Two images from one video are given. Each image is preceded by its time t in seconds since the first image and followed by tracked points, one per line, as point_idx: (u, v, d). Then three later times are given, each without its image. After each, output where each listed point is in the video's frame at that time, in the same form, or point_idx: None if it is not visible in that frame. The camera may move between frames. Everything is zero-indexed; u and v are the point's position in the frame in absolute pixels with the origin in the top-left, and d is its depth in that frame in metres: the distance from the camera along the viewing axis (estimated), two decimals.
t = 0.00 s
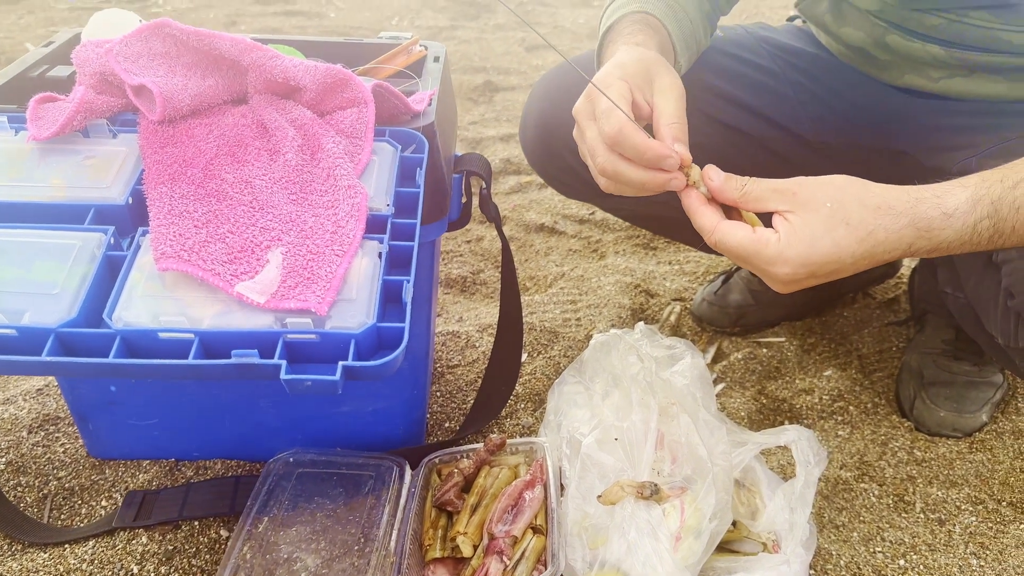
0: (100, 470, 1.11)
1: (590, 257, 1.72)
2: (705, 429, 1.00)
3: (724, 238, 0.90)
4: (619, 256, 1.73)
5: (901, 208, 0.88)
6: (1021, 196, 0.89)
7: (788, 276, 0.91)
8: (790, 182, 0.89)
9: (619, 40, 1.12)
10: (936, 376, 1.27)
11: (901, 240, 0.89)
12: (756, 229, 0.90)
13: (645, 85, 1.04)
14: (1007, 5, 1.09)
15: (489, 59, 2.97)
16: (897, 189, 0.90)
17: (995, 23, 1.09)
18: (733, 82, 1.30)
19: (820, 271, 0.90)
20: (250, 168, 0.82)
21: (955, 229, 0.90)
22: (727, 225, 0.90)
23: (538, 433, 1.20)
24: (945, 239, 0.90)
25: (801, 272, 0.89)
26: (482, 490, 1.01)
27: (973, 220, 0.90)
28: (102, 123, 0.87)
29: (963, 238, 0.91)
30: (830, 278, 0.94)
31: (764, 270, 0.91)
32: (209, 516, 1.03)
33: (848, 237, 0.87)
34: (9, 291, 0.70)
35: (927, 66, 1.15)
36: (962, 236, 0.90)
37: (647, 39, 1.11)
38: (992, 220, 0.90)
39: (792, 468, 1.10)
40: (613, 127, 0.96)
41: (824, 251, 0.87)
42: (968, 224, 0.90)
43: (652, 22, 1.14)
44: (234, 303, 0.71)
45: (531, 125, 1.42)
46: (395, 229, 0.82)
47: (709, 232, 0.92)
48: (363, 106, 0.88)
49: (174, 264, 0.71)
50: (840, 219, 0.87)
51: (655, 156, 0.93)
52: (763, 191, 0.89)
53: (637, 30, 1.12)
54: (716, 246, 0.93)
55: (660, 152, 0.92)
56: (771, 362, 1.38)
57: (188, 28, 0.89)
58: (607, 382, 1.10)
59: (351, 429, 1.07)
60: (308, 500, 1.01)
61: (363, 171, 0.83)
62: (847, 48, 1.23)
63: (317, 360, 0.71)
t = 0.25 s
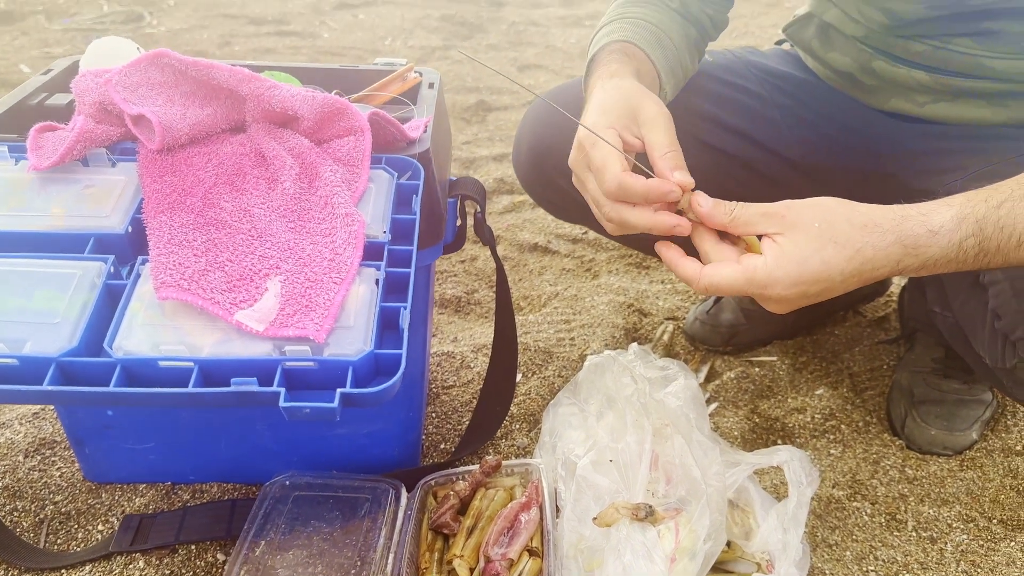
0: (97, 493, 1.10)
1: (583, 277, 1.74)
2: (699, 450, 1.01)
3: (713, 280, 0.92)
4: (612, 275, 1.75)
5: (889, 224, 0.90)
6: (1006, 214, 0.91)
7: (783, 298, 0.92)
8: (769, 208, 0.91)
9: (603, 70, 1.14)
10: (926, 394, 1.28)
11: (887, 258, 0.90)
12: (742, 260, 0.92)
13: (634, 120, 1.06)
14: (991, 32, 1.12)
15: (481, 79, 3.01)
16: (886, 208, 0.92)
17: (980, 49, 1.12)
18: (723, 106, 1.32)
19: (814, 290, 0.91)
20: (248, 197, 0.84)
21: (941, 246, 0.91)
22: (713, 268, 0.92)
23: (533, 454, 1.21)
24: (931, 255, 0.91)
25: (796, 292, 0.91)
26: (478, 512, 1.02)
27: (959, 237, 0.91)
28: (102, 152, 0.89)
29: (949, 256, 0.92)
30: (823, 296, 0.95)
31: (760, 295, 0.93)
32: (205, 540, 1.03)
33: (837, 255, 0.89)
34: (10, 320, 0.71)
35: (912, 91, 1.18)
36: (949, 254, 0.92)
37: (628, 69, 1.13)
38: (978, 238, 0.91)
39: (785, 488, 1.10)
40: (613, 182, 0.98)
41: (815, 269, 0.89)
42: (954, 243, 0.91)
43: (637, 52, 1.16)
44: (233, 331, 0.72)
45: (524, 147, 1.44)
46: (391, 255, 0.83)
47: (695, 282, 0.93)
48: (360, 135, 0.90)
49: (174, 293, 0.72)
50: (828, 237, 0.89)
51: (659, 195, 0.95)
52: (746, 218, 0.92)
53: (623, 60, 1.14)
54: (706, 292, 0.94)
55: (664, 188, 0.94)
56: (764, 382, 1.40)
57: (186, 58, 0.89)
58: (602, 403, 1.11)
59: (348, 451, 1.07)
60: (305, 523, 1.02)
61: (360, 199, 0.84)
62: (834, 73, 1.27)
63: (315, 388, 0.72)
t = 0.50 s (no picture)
0: (86, 530, 1.12)
1: (569, 304, 1.77)
2: (676, 484, 1.05)
3: (693, 314, 0.94)
4: (597, 302, 1.78)
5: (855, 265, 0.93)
6: (972, 254, 0.92)
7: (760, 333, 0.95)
8: (749, 253, 0.93)
9: (574, 111, 1.19)
10: (902, 423, 1.31)
11: (856, 296, 0.93)
12: (721, 296, 0.94)
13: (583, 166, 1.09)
14: (957, 76, 1.15)
15: (470, 102, 3.03)
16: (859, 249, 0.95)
17: (947, 92, 1.16)
18: (702, 144, 1.36)
19: (790, 327, 0.94)
20: (232, 246, 0.87)
21: (912, 285, 0.93)
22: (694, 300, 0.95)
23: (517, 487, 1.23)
24: (898, 294, 0.94)
25: (773, 328, 0.93)
26: (461, 548, 1.03)
27: (926, 275, 0.93)
28: (91, 201, 0.91)
29: (915, 294, 0.93)
30: (799, 333, 0.98)
31: (738, 331, 0.95)
32: None
33: (814, 294, 0.92)
34: None
35: (884, 131, 1.23)
36: (916, 293, 0.93)
37: (595, 110, 1.17)
38: (945, 277, 0.93)
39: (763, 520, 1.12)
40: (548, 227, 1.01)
41: (792, 308, 0.92)
42: (922, 282, 0.93)
43: (606, 93, 1.21)
44: (216, 381, 0.74)
45: (507, 180, 1.48)
46: (371, 301, 0.86)
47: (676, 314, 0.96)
48: (342, 182, 0.93)
49: (159, 344, 0.74)
50: (807, 278, 0.92)
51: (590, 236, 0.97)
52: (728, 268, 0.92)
53: (594, 100, 1.19)
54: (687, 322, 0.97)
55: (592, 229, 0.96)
56: (744, 410, 1.42)
57: (171, 109, 0.92)
58: (583, 437, 1.13)
59: (334, 486, 1.08)
60: (290, 560, 1.02)
61: (341, 245, 0.87)
62: (809, 113, 1.32)
63: (297, 435, 0.74)
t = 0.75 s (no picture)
0: (78, 561, 1.16)
1: (548, 331, 1.82)
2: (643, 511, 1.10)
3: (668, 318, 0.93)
4: (575, 329, 1.83)
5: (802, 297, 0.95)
6: (911, 285, 0.96)
7: (731, 348, 0.93)
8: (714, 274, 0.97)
9: (541, 154, 1.26)
10: (865, 447, 1.36)
11: (807, 322, 0.95)
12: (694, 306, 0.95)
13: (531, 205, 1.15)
14: (905, 122, 1.20)
15: (455, 129, 3.09)
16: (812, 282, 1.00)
17: (895, 136, 1.21)
18: (669, 183, 1.43)
19: (759, 344, 0.93)
20: (217, 294, 0.93)
21: (859, 309, 0.96)
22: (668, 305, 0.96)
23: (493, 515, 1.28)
24: (844, 324, 0.96)
25: (743, 343, 0.93)
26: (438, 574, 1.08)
27: (870, 303, 0.96)
28: (82, 251, 0.98)
29: (860, 324, 0.96)
30: (765, 361, 0.97)
31: (709, 346, 0.93)
32: None
33: (779, 310, 0.93)
34: None
35: (839, 170, 1.31)
36: (861, 320, 0.96)
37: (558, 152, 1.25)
38: (888, 305, 0.96)
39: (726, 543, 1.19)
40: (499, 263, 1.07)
41: (761, 322, 0.92)
42: (868, 311, 0.96)
43: (572, 136, 1.29)
44: (201, 424, 0.79)
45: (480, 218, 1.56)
46: (348, 344, 0.91)
47: (651, 320, 0.94)
48: (320, 231, 0.99)
49: (147, 390, 0.79)
50: (771, 295, 0.94)
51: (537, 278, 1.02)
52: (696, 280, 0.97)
53: (560, 143, 1.27)
54: (661, 333, 0.94)
55: (535, 271, 1.02)
56: (715, 435, 1.47)
57: (159, 164, 0.98)
58: (555, 465, 1.18)
59: (318, 515, 1.10)
60: None
61: (319, 292, 0.93)
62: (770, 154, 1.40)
63: (276, 474, 0.79)
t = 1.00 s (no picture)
0: None
1: (540, 342, 1.82)
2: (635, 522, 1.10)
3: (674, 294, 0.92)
4: (567, 339, 1.83)
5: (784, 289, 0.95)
6: (892, 279, 0.97)
7: (741, 320, 0.91)
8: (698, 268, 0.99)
9: (529, 171, 1.27)
10: (855, 455, 1.37)
11: (790, 314, 0.94)
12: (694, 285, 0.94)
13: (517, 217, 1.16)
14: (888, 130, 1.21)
15: (446, 141, 3.10)
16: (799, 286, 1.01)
17: (879, 145, 1.23)
18: (658, 194, 1.44)
19: (765, 317, 0.92)
20: (205, 310, 0.93)
21: (843, 298, 0.97)
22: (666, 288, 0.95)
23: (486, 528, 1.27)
24: (825, 317, 0.96)
25: (751, 316, 0.92)
26: None
27: (852, 295, 0.97)
28: (70, 269, 0.97)
29: (840, 317, 0.96)
30: (771, 344, 0.94)
31: (721, 317, 0.91)
32: None
33: (773, 288, 0.94)
34: None
35: (825, 179, 1.33)
36: (843, 313, 0.96)
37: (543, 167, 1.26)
38: (869, 296, 0.96)
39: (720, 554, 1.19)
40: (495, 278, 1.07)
41: (760, 295, 0.93)
42: (850, 304, 0.96)
43: (559, 150, 1.30)
44: (189, 441, 0.79)
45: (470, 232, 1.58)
46: (337, 359, 0.91)
47: (658, 298, 0.91)
48: (309, 245, 1.00)
49: (136, 408, 0.79)
50: (761, 277, 0.96)
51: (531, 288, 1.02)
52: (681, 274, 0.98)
53: (548, 158, 1.28)
54: (671, 311, 0.91)
55: (527, 280, 1.02)
56: (707, 444, 1.48)
57: (147, 181, 0.98)
58: (548, 477, 1.18)
59: (309, 530, 1.10)
60: None
61: (307, 307, 0.93)
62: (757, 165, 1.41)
63: (265, 490, 0.78)
